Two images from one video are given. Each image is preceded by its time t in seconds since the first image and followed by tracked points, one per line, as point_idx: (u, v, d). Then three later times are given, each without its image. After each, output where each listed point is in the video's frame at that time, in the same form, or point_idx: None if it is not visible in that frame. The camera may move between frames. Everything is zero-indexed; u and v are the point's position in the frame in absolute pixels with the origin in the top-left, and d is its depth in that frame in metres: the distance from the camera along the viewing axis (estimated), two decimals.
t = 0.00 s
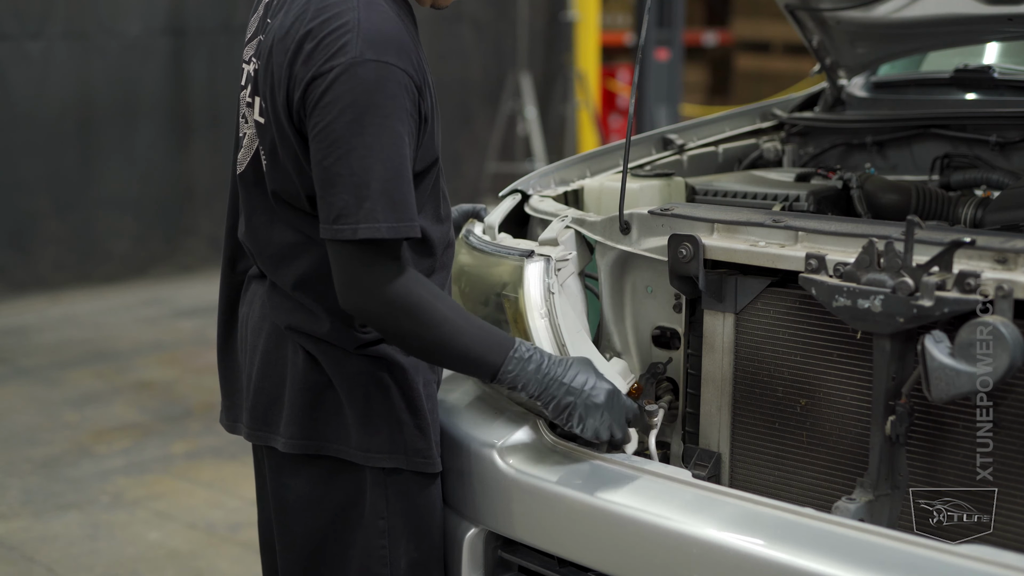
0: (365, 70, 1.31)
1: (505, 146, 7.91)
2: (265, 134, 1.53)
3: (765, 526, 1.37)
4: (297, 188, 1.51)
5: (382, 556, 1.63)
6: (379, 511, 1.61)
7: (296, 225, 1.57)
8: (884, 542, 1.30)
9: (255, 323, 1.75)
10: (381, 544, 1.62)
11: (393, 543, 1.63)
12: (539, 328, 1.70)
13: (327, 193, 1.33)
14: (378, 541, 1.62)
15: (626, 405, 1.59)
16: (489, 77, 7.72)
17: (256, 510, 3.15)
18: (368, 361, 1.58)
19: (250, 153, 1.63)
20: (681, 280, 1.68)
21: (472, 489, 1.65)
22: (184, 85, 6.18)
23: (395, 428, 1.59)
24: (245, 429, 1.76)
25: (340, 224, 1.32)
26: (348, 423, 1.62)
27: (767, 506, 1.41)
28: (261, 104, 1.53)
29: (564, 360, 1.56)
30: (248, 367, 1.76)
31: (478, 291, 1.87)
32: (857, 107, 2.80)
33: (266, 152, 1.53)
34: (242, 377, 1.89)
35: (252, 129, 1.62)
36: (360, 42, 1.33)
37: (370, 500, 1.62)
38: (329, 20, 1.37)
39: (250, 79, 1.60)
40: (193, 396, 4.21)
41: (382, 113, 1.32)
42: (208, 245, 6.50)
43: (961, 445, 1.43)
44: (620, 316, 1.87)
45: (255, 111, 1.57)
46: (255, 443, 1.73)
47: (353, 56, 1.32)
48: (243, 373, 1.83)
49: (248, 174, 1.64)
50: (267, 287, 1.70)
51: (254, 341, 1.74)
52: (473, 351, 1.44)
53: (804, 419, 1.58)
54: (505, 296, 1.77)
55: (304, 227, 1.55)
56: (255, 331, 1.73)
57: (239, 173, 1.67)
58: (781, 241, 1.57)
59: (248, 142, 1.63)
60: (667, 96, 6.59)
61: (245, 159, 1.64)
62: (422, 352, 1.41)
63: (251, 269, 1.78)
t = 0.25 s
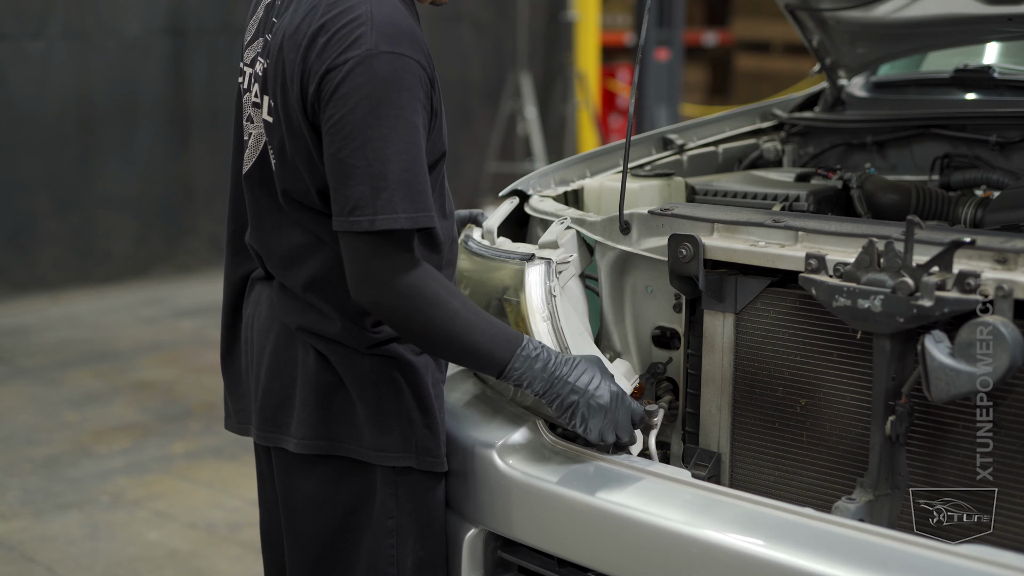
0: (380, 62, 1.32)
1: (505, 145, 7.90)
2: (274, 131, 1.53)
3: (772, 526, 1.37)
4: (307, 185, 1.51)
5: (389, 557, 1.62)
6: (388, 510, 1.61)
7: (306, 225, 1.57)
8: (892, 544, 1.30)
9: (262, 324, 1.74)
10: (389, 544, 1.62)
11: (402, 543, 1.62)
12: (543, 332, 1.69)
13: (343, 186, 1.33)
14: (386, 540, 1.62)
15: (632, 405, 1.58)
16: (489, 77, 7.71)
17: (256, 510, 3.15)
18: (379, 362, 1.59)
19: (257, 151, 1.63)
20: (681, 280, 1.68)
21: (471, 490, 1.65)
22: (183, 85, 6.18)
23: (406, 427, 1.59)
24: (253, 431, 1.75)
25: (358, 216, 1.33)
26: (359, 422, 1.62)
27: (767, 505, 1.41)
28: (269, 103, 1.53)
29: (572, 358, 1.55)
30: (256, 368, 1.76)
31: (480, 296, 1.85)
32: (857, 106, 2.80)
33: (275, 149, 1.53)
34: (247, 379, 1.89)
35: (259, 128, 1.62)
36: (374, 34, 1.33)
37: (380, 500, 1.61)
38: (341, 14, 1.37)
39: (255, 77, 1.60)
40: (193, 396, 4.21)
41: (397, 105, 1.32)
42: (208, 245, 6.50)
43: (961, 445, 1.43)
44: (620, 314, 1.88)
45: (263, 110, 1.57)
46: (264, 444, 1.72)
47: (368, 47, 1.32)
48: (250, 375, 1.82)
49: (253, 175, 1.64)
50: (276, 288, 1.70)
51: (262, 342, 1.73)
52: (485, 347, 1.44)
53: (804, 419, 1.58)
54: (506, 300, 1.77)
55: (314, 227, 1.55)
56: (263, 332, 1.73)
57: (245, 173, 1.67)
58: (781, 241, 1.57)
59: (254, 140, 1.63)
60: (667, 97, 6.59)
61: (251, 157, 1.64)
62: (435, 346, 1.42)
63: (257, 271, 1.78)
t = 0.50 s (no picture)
0: (384, 52, 1.32)
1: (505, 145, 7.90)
2: (276, 129, 1.52)
3: (773, 526, 1.37)
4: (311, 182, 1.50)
5: (392, 557, 1.63)
6: (390, 511, 1.62)
7: (310, 227, 1.57)
8: (895, 545, 1.30)
9: (263, 326, 1.74)
10: (392, 544, 1.62)
11: (404, 543, 1.63)
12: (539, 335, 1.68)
13: (350, 176, 1.33)
14: (387, 541, 1.62)
15: (632, 409, 1.58)
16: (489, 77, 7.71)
17: (256, 510, 3.15)
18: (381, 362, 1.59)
19: (258, 150, 1.62)
20: (681, 280, 1.68)
21: (471, 489, 1.65)
22: (183, 85, 6.17)
23: (408, 428, 1.59)
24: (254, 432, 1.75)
25: (365, 207, 1.33)
26: (361, 423, 1.62)
27: (767, 505, 1.41)
28: (271, 101, 1.53)
29: (575, 358, 1.56)
30: (256, 370, 1.76)
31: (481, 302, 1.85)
32: (857, 106, 2.80)
33: (278, 147, 1.53)
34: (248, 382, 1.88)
35: (259, 127, 1.61)
36: (377, 25, 1.34)
37: (383, 500, 1.62)
38: (343, 6, 1.38)
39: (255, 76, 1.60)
40: (193, 396, 4.21)
41: (401, 95, 1.33)
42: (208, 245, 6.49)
43: (961, 445, 1.43)
44: (620, 316, 1.88)
45: (264, 109, 1.57)
46: (264, 446, 1.72)
47: (372, 38, 1.33)
48: (251, 378, 1.82)
49: (253, 175, 1.64)
50: (277, 289, 1.70)
51: (263, 344, 1.73)
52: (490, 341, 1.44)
53: (804, 419, 1.58)
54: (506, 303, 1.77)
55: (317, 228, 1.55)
56: (264, 333, 1.73)
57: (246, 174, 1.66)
58: (781, 241, 1.57)
59: (255, 141, 1.63)
60: (667, 97, 6.59)
61: (251, 157, 1.64)
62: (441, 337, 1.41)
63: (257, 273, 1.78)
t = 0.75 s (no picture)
0: (381, 46, 1.33)
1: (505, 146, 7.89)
2: (274, 124, 1.53)
3: (773, 526, 1.37)
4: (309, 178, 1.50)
5: (390, 558, 1.63)
6: (390, 512, 1.62)
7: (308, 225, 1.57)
8: (894, 545, 1.30)
9: (260, 327, 1.74)
10: (390, 546, 1.62)
11: (402, 544, 1.63)
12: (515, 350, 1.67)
13: (343, 169, 1.33)
14: (386, 542, 1.62)
15: (621, 408, 1.57)
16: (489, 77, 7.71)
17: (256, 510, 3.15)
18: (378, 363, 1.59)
19: (256, 147, 1.62)
20: (681, 280, 1.68)
21: (471, 489, 1.65)
22: (183, 85, 6.17)
23: (406, 428, 1.59)
24: (252, 434, 1.75)
25: (357, 199, 1.33)
26: (360, 424, 1.62)
27: (768, 506, 1.41)
28: (269, 96, 1.53)
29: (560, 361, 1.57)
30: (254, 371, 1.76)
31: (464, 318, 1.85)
32: (857, 107, 2.80)
33: (276, 143, 1.53)
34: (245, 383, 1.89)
35: (256, 124, 1.61)
36: (375, 19, 1.34)
37: (382, 501, 1.62)
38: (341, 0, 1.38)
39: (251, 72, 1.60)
40: (193, 396, 4.21)
41: (397, 88, 1.33)
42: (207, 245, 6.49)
43: (961, 445, 1.43)
44: (620, 316, 1.88)
45: (260, 105, 1.57)
46: (263, 447, 1.72)
47: (368, 32, 1.33)
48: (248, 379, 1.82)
49: (252, 172, 1.64)
50: (274, 290, 1.70)
51: (260, 345, 1.73)
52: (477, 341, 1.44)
53: (804, 419, 1.58)
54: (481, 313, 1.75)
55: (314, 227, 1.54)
56: (262, 334, 1.73)
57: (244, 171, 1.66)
58: (781, 241, 1.57)
59: (252, 137, 1.63)
60: (667, 96, 6.58)
61: (248, 154, 1.64)
62: (429, 337, 1.41)
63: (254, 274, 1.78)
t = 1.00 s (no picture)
0: (373, 40, 1.33)
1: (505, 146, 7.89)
2: (266, 121, 1.52)
3: (772, 526, 1.37)
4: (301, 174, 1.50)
5: (384, 559, 1.62)
6: (381, 513, 1.61)
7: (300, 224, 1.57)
8: (892, 545, 1.30)
9: (250, 329, 1.74)
10: (383, 547, 1.61)
11: (396, 544, 1.62)
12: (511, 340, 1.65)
13: (332, 161, 1.33)
14: (380, 543, 1.61)
15: (616, 396, 1.54)
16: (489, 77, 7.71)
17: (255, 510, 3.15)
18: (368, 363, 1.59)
19: (248, 144, 1.62)
20: (681, 280, 1.68)
21: (472, 488, 1.65)
22: (184, 85, 6.17)
23: (397, 430, 1.59)
24: (242, 436, 1.75)
25: (345, 191, 1.33)
26: (350, 425, 1.61)
27: (768, 506, 1.41)
28: (261, 93, 1.52)
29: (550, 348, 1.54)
30: (244, 374, 1.76)
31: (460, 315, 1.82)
32: (857, 107, 2.80)
33: (269, 139, 1.53)
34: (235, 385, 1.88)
35: (248, 122, 1.61)
36: (367, 12, 1.35)
37: (372, 503, 1.61)
38: None
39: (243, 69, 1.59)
40: (193, 396, 4.21)
41: (388, 82, 1.33)
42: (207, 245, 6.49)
43: (961, 445, 1.43)
44: (620, 315, 1.88)
45: (252, 102, 1.56)
46: (253, 450, 1.71)
47: (361, 25, 1.33)
48: (237, 382, 1.82)
49: (245, 170, 1.64)
50: (264, 291, 1.70)
51: (249, 347, 1.73)
52: (466, 334, 1.44)
53: (804, 419, 1.58)
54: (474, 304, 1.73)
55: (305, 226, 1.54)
56: (251, 336, 1.73)
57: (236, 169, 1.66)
58: (781, 241, 1.57)
59: (244, 135, 1.63)
60: (667, 96, 6.59)
61: (240, 152, 1.64)
62: (415, 329, 1.40)
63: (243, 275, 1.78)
